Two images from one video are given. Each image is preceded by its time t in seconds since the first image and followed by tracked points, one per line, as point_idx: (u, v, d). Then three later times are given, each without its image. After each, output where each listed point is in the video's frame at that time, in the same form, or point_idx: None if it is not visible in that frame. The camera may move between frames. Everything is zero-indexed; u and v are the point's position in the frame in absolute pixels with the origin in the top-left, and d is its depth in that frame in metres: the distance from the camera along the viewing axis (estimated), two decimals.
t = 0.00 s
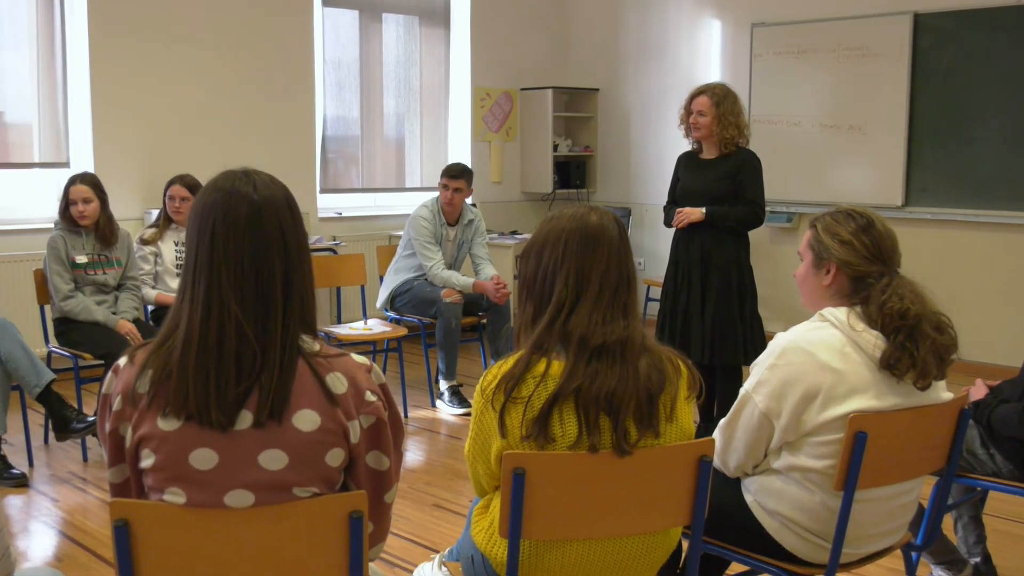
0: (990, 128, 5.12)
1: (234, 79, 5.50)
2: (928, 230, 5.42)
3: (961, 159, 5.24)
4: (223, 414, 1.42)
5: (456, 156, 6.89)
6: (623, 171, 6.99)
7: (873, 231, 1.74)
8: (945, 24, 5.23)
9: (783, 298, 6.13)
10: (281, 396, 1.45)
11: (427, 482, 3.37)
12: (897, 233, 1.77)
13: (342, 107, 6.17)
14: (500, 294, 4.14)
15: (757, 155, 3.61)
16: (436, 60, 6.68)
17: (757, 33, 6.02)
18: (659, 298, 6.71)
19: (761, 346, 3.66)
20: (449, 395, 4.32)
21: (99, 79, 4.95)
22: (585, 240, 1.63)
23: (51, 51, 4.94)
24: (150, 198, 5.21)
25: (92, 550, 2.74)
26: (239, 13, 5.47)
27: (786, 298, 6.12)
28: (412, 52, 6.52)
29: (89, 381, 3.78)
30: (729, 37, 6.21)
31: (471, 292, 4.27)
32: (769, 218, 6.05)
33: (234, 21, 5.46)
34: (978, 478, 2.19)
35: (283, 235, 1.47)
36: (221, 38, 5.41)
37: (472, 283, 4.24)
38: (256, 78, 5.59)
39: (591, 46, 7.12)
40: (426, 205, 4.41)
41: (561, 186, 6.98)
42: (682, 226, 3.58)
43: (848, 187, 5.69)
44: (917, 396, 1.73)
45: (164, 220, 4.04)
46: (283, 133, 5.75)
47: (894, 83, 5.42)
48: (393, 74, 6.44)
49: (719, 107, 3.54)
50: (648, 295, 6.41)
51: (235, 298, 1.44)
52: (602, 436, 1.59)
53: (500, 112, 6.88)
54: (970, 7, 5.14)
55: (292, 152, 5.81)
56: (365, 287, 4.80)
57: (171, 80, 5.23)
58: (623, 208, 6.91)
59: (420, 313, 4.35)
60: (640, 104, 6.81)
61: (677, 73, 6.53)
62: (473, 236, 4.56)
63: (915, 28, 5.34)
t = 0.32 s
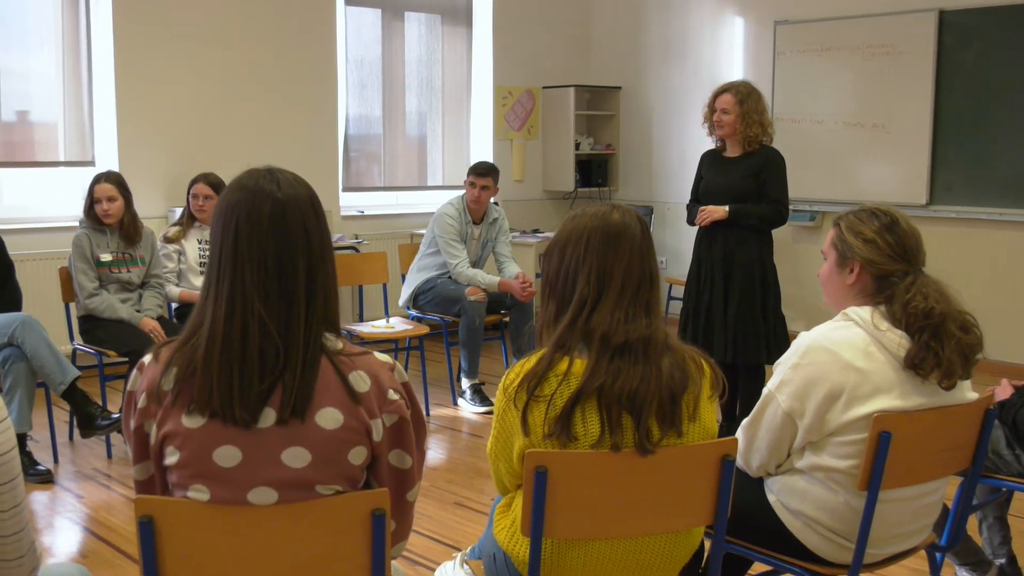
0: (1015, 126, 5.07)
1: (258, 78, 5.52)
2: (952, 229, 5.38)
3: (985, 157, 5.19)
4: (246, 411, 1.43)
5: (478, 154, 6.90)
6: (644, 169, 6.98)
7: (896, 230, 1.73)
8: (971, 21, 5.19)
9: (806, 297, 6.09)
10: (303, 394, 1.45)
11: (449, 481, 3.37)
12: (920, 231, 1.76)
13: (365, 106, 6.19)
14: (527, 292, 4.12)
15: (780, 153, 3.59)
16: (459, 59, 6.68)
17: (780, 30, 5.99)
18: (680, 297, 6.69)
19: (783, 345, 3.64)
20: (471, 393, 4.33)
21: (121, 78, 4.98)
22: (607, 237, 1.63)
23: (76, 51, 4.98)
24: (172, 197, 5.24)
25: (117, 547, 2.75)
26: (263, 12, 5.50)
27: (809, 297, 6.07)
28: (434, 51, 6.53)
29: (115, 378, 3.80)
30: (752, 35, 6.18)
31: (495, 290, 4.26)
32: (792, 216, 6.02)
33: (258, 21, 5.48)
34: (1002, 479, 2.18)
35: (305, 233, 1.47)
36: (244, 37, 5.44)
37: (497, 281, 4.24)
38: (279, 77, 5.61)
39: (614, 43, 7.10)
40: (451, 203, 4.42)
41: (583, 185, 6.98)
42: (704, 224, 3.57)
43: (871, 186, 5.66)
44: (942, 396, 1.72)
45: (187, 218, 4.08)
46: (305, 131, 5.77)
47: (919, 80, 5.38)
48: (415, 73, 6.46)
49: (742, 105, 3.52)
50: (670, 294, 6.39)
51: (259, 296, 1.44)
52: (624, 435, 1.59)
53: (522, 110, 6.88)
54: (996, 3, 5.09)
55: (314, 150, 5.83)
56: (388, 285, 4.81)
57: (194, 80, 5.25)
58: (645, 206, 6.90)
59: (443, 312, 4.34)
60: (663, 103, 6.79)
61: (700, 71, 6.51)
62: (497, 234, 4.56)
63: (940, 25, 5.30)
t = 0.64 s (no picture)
0: None
1: (280, 77, 5.55)
2: (977, 227, 5.33)
3: (1010, 155, 5.15)
4: (270, 408, 1.43)
5: (500, 152, 6.90)
6: (666, 167, 6.97)
7: (921, 228, 1.72)
8: (998, 18, 5.15)
9: (828, 295, 6.05)
10: (326, 391, 1.46)
11: (471, 478, 3.37)
12: (945, 229, 1.74)
13: (387, 104, 6.20)
14: (545, 291, 4.12)
15: (804, 151, 3.57)
16: (481, 57, 6.69)
17: (803, 28, 5.96)
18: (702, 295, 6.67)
19: (807, 344, 3.62)
20: (493, 391, 4.33)
21: (145, 77, 5.01)
22: (629, 235, 1.63)
23: (102, 50, 5.01)
24: (195, 195, 5.27)
25: (141, 542, 2.77)
26: (285, 12, 5.52)
27: (832, 295, 6.04)
28: (457, 49, 6.54)
29: (139, 375, 3.83)
30: (775, 32, 6.16)
31: (514, 288, 4.26)
32: (815, 214, 5.99)
33: (280, 21, 5.51)
34: None
35: (328, 230, 1.47)
36: (266, 38, 5.46)
37: (516, 279, 4.23)
38: (300, 76, 5.63)
39: (636, 41, 7.09)
40: (471, 201, 4.42)
41: (605, 182, 6.97)
42: (727, 222, 3.56)
43: (895, 184, 5.62)
44: (968, 395, 1.71)
45: (210, 216, 4.13)
46: (327, 130, 5.79)
47: (944, 78, 5.34)
48: (437, 71, 6.46)
49: (767, 102, 3.51)
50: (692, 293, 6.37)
51: (283, 293, 1.45)
52: (647, 433, 1.58)
53: (544, 108, 6.88)
54: None
55: (335, 149, 5.84)
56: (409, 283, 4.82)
57: (216, 79, 5.28)
58: (667, 204, 6.88)
59: (463, 310, 4.35)
60: (686, 100, 6.77)
61: (723, 69, 6.49)
62: (517, 232, 4.55)
63: (966, 22, 5.26)
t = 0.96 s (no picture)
0: None
1: (302, 76, 5.56)
2: (1003, 226, 5.28)
3: None
4: (294, 405, 1.44)
5: (523, 150, 6.89)
6: (690, 165, 6.95)
7: (947, 226, 1.70)
8: None
9: (852, 294, 6.01)
10: (350, 389, 1.46)
11: (493, 476, 3.38)
12: (971, 227, 1.73)
13: (410, 102, 6.21)
14: (560, 290, 4.14)
15: (829, 149, 3.55)
16: (504, 55, 6.69)
17: (827, 25, 5.93)
18: (724, 294, 6.65)
19: (831, 345, 3.59)
20: (515, 389, 4.33)
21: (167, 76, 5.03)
22: (654, 234, 1.62)
23: (127, 48, 5.03)
24: (218, 193, 5.29)
25: (165, 538, 2.79)
26: (308, 12, 5.54)
27: (856, 295, 5.99)
28: (480, 47, 6.54)
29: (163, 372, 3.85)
30: (799, 30, 6.13)
31: (531, 287, 4.26)
32: (840, 213, 5.95)
33: (302, 20, 5.52)
34: None
35: (352, 228, 1.48)
36: (288, 36, 5.48)
37: (532, 277, 4.23)
38: (322, 75, 5.65)
39: (659, 39, 7.08)
40: (490, 200, 4.43)
41: (628, 181, 6.95)
42: (751, 220, 3.55)
43: (920, 182, 5.58)
44: (994, 395, 1.69)
45: (235, 215, 4.15)
46: (349, 128, 5.80)
47: (969, 75, 5.30)
48: (460, 70, 6.46)
49: (791, 100, 3.49)
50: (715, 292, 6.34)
51: (307, 291, 1.45)
52: (670, 432, 1.58)
53: (567, 107, 6.87)
54: None
55: (358, 147, 5.85)
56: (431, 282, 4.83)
57: (237, 77, 5.30)
58: (691, 203, 6.86)
59: (484, 308, 4.35)
60: (709, 98, 6.75)
61: (747, 67, 6.46)
62: (537, 230, 4.55)
63: (992, 19, 5.21)
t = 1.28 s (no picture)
0: None
1: (328, 75, 5.58)
2: None
3: None
4: (320, 403, 1.44)
5: (548, 149, 6.89)
6: (715, 164, 6.93)
7: (976, 224, 1.69)
8: None
9: (879, 294, 5.97)
10: (375, 387, 1.46)
11: (517, 475, 3.38)
12: (999, 225, 1.71)
13: (434, 101, 6.23)
14: (587, 287, 4.12)
15: (855, 147, 3.53)
16: (529, 53, 6.68)
17: (854, 23, 5.90)
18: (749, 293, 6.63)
19: (857, 346, 3.57)
20: (539, 388, 4.33)
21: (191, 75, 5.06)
22: (680, 233, 1.62)
23: (153, 47, 5.06)
24: (242, 191, 5.31)
25: (190, 535, 2.81)
26: (332, 12, 5.56)
27: (882, 294, 5.95)
28: (504, 46, 6.54)
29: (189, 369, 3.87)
30: (825, 27, 6.09)
31: (558, 285, 4.25)
32: (866, 212, 5.91)
33: (327, 19, 5.54)
34: None
35: (378, 227, 1.48)
36: (313, 35, 5.50)
37: (559, 275, 4.21)
38: (347, 73, 5.66)
39: (685, 38, 7.06)
40: (515, 198, 4.42)
41: (652, 179, 6.94)
42: (776, 219, 3.53)
43: (947, 181, 5.53)
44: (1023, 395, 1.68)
45: (259, 213, 4.16)
46: (373, 127, 5.81)
47: (997, 72, 5.24)
48: (485, 69, 6.47)
49: (817, 97, 3.48)
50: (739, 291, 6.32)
51: (333, 290, 1.46)
52: (696, 432, 1.57)
53: (592, 105, 6.86)
54: None
55: (382, 145, 5.86)
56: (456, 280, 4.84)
57: (262, 76, 5.32)
58: (716, 202, 6.84)
59: (508, 307, 4.36)
60: (734, 96, 6.72)
61: (774, 64, 6.43)
62: (562, 229, 4.54)
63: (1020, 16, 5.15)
